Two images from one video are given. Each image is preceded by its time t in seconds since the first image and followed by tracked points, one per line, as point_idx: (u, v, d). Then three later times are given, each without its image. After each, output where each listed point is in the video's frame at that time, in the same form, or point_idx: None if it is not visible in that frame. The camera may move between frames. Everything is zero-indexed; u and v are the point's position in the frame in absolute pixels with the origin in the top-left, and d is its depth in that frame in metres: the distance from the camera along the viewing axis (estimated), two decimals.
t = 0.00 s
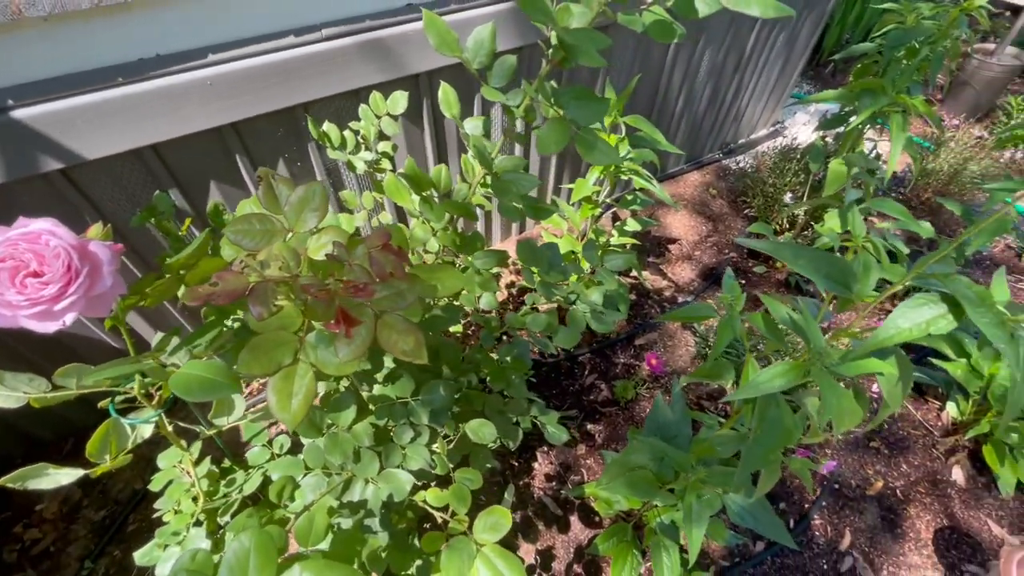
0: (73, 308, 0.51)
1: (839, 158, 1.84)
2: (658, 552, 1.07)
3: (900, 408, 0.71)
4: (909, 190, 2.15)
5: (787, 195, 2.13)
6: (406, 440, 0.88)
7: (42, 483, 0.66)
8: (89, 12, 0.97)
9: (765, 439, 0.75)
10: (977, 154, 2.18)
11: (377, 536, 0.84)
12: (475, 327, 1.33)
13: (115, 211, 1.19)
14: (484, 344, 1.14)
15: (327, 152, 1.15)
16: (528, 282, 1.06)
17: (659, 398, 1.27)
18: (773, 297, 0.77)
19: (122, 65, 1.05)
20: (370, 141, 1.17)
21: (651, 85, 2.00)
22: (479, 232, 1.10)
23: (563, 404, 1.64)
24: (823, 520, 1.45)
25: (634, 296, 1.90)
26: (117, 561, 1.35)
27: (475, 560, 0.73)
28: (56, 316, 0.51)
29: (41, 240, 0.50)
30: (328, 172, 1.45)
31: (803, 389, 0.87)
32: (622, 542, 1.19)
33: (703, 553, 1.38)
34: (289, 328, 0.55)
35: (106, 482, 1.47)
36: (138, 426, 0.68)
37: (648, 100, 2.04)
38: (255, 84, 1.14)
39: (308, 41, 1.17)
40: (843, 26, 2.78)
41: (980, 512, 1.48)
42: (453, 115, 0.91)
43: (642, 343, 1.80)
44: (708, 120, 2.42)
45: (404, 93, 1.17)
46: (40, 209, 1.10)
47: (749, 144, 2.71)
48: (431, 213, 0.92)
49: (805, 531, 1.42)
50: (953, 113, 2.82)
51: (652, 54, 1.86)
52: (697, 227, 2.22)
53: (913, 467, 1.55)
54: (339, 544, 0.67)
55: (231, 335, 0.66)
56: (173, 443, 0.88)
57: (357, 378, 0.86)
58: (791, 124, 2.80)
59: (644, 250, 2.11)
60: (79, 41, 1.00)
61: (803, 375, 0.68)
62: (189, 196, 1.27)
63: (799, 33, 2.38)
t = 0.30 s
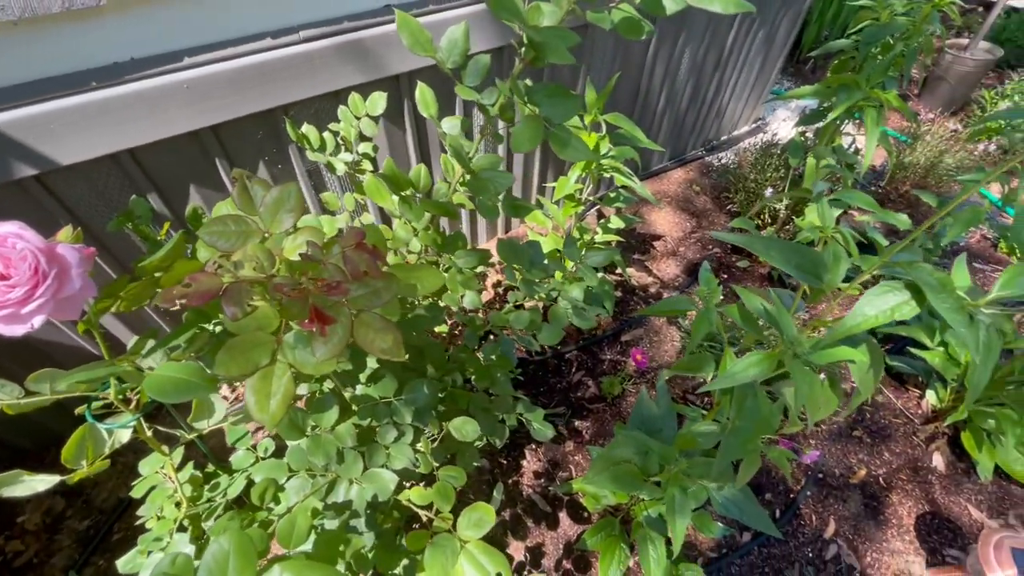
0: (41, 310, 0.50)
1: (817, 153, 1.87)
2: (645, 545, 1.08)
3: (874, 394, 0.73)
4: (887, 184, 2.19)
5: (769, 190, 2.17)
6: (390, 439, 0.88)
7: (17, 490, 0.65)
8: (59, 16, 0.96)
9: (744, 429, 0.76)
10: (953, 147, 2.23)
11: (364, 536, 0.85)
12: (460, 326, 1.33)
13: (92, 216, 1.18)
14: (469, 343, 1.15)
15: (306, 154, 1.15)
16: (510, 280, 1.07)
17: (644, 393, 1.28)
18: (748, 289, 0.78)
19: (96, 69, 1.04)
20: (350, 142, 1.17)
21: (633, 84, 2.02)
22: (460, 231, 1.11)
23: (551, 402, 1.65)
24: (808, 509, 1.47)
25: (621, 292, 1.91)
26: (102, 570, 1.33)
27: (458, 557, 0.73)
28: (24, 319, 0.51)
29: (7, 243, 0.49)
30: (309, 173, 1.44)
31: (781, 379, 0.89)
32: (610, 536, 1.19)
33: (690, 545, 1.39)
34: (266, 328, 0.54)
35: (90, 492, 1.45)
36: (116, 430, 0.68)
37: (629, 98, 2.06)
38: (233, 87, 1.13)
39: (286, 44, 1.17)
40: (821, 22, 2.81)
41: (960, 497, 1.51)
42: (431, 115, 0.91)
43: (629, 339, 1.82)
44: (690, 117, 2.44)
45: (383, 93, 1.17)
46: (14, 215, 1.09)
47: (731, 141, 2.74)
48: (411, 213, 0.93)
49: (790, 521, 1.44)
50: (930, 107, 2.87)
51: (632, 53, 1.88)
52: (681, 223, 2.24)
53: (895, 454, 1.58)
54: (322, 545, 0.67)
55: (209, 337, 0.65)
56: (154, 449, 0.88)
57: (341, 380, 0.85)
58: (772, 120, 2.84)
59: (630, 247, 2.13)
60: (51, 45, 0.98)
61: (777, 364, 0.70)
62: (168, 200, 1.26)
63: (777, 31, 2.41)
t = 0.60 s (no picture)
0: None
1: (790, 148, 1.91)
2: (627, 538, 1.09)
3: (841, 381, 0.74)
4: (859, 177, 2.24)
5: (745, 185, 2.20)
6: (367, 442, 0.88)
7: None
8: (19, 23, 0.93)
9: (716, 421, 0.77)
10: (922, 139, 2.28)
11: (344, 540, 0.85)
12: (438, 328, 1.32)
13: (60, 224, 1.16)
14: (449, 343, 1.15)
15: (279, 158, 1.14)
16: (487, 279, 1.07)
17: (624, 388, 1.29)
18: (717, 282, 0.80)
19: (60, 75, 1.01)
20: (324, 145, 1.16)
21: (609, 82, 2.03)
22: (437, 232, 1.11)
23: (535, 400, 1.65)
24: (790, 498, 1.50)
25: (602, 290, 1.92)
26: None
27: (437, 557, 0.73)
28: None
29: None
30: (285, 177, 1.43)
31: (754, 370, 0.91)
32: (594, 531, 1.20)
33: (675, 537, 1.41)
34: (233, 333, 0.54)
35: (68, 506, 1.43)
36: (84, 441, 0.67)
37: (606, 96, 2.08)
38: (203, 92, 1.12)
39: (256, 47, 1.16)
40: (793, 19, 2.86)
41: (935, 481, 1.55)
42: (401, 116, 0.91)
43: (611, 336, 1.83)
44: (668, 115, 2.47)
45: (356, 96, 1.16)
46: None
47: (709, 138, 2.77)
48: (384, 214, 0.92)
49: (772, 510, 1.46)
50: (900, 101, 2.93)
51: (606, 52, 1.89)
52: (661, 220, 2.26)
53: (872, 441, 1.62)
54: (297, 550, 0.67)
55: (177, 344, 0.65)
56: (127, 459, 0.86)
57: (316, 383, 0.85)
58: (749, 116, 2.88)
59: (611, 245, 2.14)
60: (10, 51, 0.95)
61: (744, 355, 0.71)
62: (140, 207, 1.24)
63: (751, 28, 2.44)
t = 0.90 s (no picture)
0: None
1: (768, 144, 1.93)
2: (610, 534, 1.09)
3: (810, 372, 0.76)
4: (838, 172, 2.27)
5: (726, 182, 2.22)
6: (345, 444, 0.88)
7: None
8: None
9: (690, 413, 0.79)
10: (898, 134, 2.32)
11: (323, 544, 0.84)
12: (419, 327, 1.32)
13: (30, 232, 1.14)
14: (427, 344, 1.14)
15: (253, 161, 1.13)
16: (465, 279, 1.07)
17: (606, 385, 1.30)
18: (689, 277, 0.81)
19: (24, 81, 0.97)
20: (299, 147, 1.16)
21: (589, 81, 2.04)
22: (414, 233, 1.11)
23: (520, 400, 1.66)
24: (773, 490, 1.51)
25: (586, 288, 1.93)
26: None
27: (415, 557, 0.73)
28: None
29: None
30: (262, 180, 1.42)
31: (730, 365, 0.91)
32: (579, 528, 1.21)
33: (660, 532, 1.42)
34: (195, 337, 0.54)
35: (46, 518, 1.40)
36: (50, 451, 0.66)
37: (586, 96, 2.09)
38: (176, 96, 1.11)
39: (229, 50, 1.14)
40: (771, 17, 2.89)
41: (914, 469, 1.57)
42: (373, 117, 0.91)
43: (595, 334, 1.84)
44: (649, 113, 2.49)
45: (330, 97, 1.16)
46: None
47: (691, 135, 2.79)
48: (358, 216, 0.92)
49: (755, 503, 1.48)
50: (877, 97, 2.98)
51: (585, 51, 1.90)
52: (644, 217, 2.28)
53: (853, 432, 1.64)
54: (271, 554, 0.66)
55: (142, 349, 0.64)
56: (101, 469, 0.85)
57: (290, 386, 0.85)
58: (729, 113, 2.91)
59: (594, 243, 2.15)
60: None
61: (714, 349, 0.72)
62: (113, 213, 1.23)
63: (729, 26, 2.47)
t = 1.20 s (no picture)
0: None
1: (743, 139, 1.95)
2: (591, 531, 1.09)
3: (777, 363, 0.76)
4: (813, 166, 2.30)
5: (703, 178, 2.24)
6: (318, 450, 0.87)
7: None
8: None
9: (660, 408, 0.79)
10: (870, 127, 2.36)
11: (297, 552, 0.83)
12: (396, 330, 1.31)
13: None
14: (403, 347, 1.12)
15: (220, 166, 1.12)
16: (439, 280, 1.07)
17: (586, 382, 1.30)
18: (657, 274, 0.81)
19: None
20: (268, 152, 1.15)
21: (564, 80, 2.05)
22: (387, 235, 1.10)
23: (502, 400, 1.65)
24: (754, 482, 1.53)
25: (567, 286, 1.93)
26: None
27: (388, 561, 0.73)
28: None
29: None
30: (234, 185, 1.40)
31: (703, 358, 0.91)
32: (561, 527, 1.21)
33: (643, 528, 1.42)
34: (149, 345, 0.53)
35: (18, 536, 1.37)
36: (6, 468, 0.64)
37: (562, 95, 2.10)
38: (140, 101, 1.09)
39: (194, 55, 1.13)
40: (745, 14, 2.93)
41: (891, 456, 1.60)
42: (339, 120, 0.90)
43: (576, 332, 1.85)
44: (626, 112, 2.50)
45: (297, 100, 1.15)
46: None
47: (669, 133, 2.81)
48: (326, 220, 0.91)
49: (736, 495, 1.49)
50: (850, 91, 3.03)
51: (558, 50, 1.90)
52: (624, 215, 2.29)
53: (831, 422, 1.66)
54: (238, 564, 0.66)
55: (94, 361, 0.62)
56: (66, 484, 0.83)
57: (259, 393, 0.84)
58: (706, 110, 2.93)
59: (575, 242, 2.15)
60: None
61: (681, 343, 0.72)
62: (77, 221, 1.20)
63: (702, 23, 2.49)
